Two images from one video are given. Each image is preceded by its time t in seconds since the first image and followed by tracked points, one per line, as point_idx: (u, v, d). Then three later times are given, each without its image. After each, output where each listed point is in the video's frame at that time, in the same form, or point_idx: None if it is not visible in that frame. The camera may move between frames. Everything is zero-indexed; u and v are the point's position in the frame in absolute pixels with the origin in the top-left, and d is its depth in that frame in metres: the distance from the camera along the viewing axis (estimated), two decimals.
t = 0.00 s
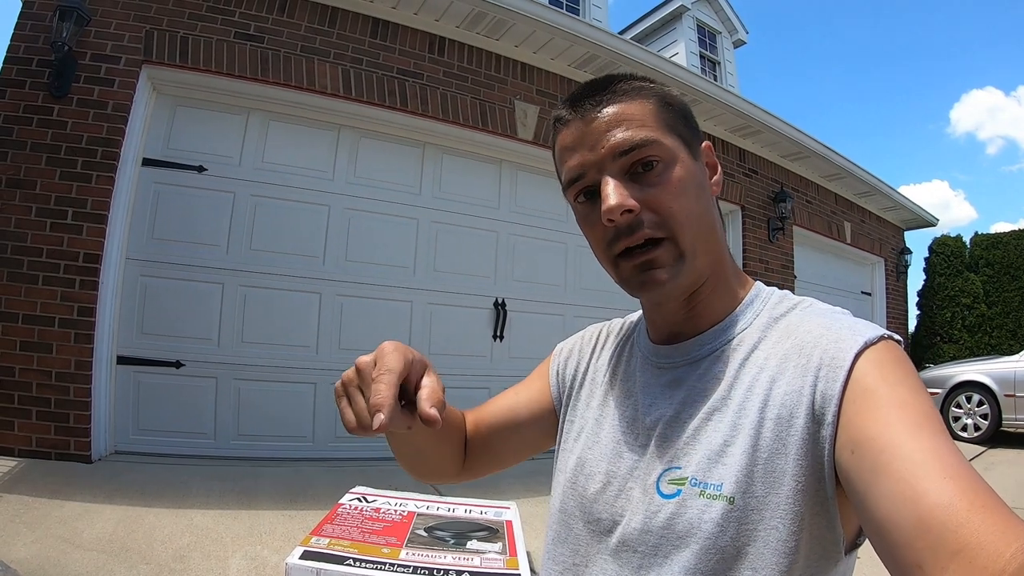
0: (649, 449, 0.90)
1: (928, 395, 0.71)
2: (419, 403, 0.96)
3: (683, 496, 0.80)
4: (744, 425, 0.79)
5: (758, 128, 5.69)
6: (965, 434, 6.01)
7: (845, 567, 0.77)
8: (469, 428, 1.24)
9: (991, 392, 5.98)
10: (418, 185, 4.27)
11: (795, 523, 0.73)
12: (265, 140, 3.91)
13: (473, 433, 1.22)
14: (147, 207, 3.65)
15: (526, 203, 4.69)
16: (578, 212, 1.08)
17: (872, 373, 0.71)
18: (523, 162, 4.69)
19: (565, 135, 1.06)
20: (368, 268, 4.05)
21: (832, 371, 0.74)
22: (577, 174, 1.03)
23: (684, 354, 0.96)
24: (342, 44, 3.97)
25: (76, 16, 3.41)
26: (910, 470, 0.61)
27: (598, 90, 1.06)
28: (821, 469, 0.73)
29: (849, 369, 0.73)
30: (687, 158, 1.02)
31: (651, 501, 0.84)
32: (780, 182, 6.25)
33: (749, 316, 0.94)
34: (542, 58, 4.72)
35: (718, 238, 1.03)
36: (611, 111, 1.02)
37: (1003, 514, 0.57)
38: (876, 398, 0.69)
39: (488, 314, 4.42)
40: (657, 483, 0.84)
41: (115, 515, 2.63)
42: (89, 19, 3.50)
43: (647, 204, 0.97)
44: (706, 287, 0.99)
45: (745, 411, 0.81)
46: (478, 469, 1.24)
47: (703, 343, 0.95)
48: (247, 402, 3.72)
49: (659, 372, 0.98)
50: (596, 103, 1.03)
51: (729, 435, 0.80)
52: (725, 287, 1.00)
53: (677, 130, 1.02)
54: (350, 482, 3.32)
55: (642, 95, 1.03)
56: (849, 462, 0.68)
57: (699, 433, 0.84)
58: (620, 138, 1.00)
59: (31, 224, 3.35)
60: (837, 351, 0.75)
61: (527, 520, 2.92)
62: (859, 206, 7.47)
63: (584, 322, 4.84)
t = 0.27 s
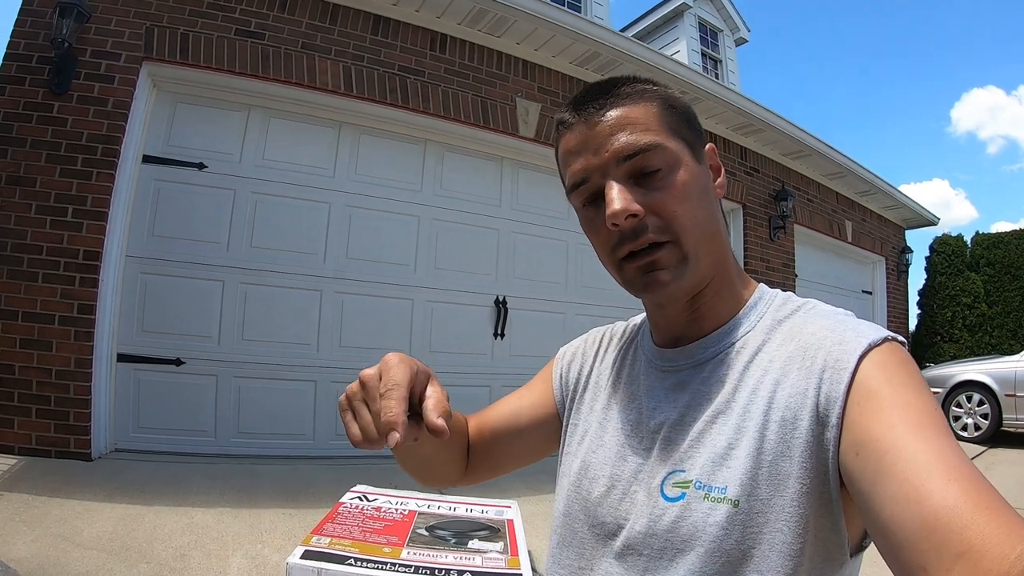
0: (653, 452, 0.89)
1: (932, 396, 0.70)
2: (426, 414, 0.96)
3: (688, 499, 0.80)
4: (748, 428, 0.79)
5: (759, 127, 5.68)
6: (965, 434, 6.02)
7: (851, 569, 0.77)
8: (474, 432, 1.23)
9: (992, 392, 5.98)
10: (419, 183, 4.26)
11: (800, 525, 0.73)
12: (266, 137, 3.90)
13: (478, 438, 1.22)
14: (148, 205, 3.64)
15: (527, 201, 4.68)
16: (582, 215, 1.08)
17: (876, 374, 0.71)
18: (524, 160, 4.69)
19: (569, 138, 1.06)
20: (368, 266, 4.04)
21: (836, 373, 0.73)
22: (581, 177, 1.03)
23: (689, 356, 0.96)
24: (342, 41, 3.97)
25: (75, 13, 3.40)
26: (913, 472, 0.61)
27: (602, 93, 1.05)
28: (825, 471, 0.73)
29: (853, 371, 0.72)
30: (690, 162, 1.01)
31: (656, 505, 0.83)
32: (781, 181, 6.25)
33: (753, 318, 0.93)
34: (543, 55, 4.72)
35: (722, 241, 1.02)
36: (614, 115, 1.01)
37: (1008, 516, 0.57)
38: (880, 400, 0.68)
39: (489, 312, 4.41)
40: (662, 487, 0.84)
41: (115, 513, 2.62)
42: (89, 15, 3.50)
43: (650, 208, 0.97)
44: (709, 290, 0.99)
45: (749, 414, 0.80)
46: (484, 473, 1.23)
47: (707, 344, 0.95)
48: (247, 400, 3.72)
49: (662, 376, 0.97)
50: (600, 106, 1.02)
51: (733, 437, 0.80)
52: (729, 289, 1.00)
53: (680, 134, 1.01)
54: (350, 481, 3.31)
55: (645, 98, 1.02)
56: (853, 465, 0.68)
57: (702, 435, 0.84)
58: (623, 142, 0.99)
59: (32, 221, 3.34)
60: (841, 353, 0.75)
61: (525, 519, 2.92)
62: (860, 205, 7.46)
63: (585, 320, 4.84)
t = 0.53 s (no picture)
0: (646, 447, 0.88)
1: (930, 396, 0.69)
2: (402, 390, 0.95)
3: (680, 494, 0.79)
4: (742, 424, 0.77)
5: (759, 124, 5.68)
6: (963, 432, 6.02)
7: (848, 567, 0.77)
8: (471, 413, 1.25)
9: (991, 391, 5.99)
10: (419, 179, 4.26)
11: (794, 523, 0.72)
12: (265, 133, 3.89)
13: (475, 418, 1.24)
14: (146, 201, 3.63)
15: (526, 197, 4.68)
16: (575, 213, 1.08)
17: (874, 373, 0.70)
18: (523, 156, 4.68)
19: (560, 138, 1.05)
20: (368, 262, 4.04)
21: (834, 371, 0.72)
22: (565, 179, 1.03)
23: (683, 350, 0.94)
24: (342, 36, 3.96)
25: (74, 8, 3.39)
26: (912, 472, 0.60)
27: (593, 89, 1.01)
28: (822, 469, 0.72)
29: (852, 370, 0.71)
30: (675, 161, 0.93)
31: (648, 500, 0.82)
32: (781, 179, 6.24)
33: (749, 314, 0.91)
34: (543, 51, 4.71)
35: (714, 243, 0.96)
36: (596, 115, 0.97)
37: (1005, 518, 0.56)
38: (879, 399, 0.67)
39: (488, 308, 4.41)
40: (653, 482, 0.83)
41: (114, 509, 2.62)
42: (88, 11, 3.49)
43: (620, 215, 0.94)
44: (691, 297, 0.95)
45: (744, 409, 0.79)
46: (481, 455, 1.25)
47: (701, 340, 0.93)
48: (246, 397, 3.72)
49: (656, 369, 0.96)
50: (585, 107, 0.99)
51: (727, 433, 0.78)
52: (715, 295, 0.95)
53: (666, 132, 0.93)
54: (349, 477, 3.31)
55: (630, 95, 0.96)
56: (851, 465, 0.67)
57: (695, 430, 0.82)
58: (599, 145, 0.96)
59: (31, 217, 3.34)
60: (839, 351, 0.74)
61: (523, 515, 2.92)
62: (859, 203, 7.46)
63: (585, 317, 4.84)
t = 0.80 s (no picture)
0: (636, 444, 0.88)
1: (925, 402, 0.69)
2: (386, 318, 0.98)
3: (669, 491, 0.79)
4: (735, 424, 0.77)
5: (758, 121, 5.67)
6: (963, 429, 6.03)
7: (840, 567, 0.76)
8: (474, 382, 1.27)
9: (990, 387, 5.99)
10: (417, 177, 4.25)
11: (784, 524, 0.71)
12: (263, 131, 3.89)
13: (478, 386, 1.25)
14: (145, 200, 3.63)
15: (525, 195, 4.68)
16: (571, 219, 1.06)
17: (871, 379, 0.69)
18: (522, 154, 4.68)
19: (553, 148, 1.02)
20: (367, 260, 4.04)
21: (829, 376, 0.72)
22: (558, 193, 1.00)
23: (679, 346, 0.94)
24: (340, 34, 3.96)
25: (72, 8, 3.38)
26: (906, 479, 0.60)
27: (586, 100, 0.96)
28: (815, 472, 0.71)
29: (848, 375, 0.71)
30: (669, 181, 0.89)
31: (638, 495, 0.82)
32: (780, 176, 6.24)
33: (744, 315, 0.91)
34: (541, 49, 4.71)
35: (710, 254, 0.94)
36: (588, 132, 0.93)
37: (998, 528, 0.56)
38: (874, 405, 0.67)
39: (488, 306, 4.41)
40: (643, 477, 0.83)
41: (114, 509, 2.62)
42: (86, 10, 3.48)
43: (611, 237, 0.92)
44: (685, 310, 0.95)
45: (736, 409, 0.79)
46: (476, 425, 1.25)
47: (696, 338, 0.93)
48: (246, 396, 3.72)
49: (650, 365, 0.96)
50: (578, 121, 0.95)
51: (718, 434, 0.78)
52: (709, 306, 0.95)
53: (660, 151, 0.89)
54: (348, 475, 3.32)
55: (623, 111, 0.91)
56: (844, 469, 0.67)
57: (687, 430, 0.82)
58: (590, 165, 0.92)
59: (29, 217, 3.34)
60: (836, 355, 0.73)
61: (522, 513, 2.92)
62: (858, 200, 7.46)
63: (583, 314, 4.84)
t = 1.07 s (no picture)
0: (636, 445, 0.87)
1: (927, 403, 0.68)
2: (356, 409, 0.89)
3: (670, 491, 0.79)
4: (736, 424, 0.77)
5: (755, 118, 5.67)
6: (962, 424, 6.04)
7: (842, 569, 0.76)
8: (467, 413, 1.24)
9: (989, 382, 5.99)
10: (415, 175, 4.25)
11: (785, 524, 0.71)
12: (260, 131, 3.89)
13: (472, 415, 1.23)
14: (142, 202, 3.63)
15: (522, 193, 4.68)
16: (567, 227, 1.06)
17: (872, 379, 0.69)
18: (519, 152, 4.68)
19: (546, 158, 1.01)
20: (365, 259, 4.04)
21: (830, 375, 0.72)
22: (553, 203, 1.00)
23: (678, 347, 0.93)
24: (336, 34, 3.95)
25: (68, 9, 3.38)
26: (906, 479, 0.60)
27: (576, 108, 0.95)
28: (816, 472, 0.71)
29: (848, 374, 0.71)
30: (665, 186, 0.89)
31: (638, 496, 0.82)
32: (777, 172, 6.24)
33: (743, 315, 0.90)
34: (538, 47, 4.71)
35: (709, 254, 0.94)
36: (580, 142, 0.92)
37: (998, 529, 0.56)
38: (874, 405, 0.67)
39: (486, 305, 4.41)
40: (644, 478, 0.83)
41: (113, 510, 2.62)
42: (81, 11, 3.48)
43: (609, 248, 0.92)
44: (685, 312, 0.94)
45: (738, 409, 0.79)
46: (482, 450, 1.21)
47: (696, 338, 0.92)
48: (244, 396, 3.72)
49: (649, 366, 0.95)
50: (569, 130, 0.94)
51: (719, 434, 0.78)
52: (710, 306, 0.94)
53: (654, 157, 0.89)
54: (348, 475, 3.31)
55: (616, 118, 0.91)
56: (845, 469, 0.67)
57: (689, 431, 0.82)
58: (584, 175, 0.92)
59: (26, 219, 3.33)
60: (836, 355, 0.73)
61: (521, 511, 2.92)
62: (856, 196, 7.46)
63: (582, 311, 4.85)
